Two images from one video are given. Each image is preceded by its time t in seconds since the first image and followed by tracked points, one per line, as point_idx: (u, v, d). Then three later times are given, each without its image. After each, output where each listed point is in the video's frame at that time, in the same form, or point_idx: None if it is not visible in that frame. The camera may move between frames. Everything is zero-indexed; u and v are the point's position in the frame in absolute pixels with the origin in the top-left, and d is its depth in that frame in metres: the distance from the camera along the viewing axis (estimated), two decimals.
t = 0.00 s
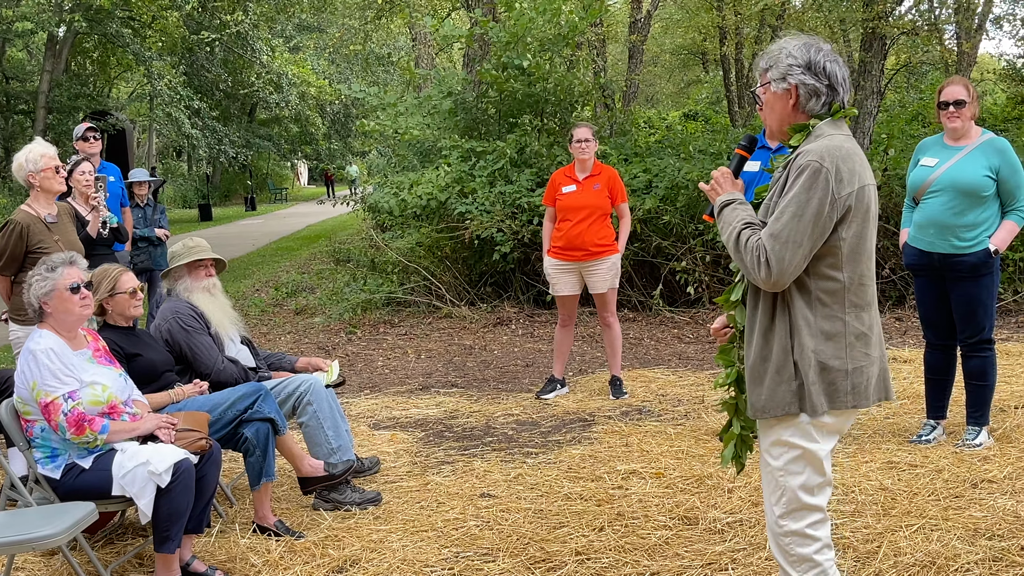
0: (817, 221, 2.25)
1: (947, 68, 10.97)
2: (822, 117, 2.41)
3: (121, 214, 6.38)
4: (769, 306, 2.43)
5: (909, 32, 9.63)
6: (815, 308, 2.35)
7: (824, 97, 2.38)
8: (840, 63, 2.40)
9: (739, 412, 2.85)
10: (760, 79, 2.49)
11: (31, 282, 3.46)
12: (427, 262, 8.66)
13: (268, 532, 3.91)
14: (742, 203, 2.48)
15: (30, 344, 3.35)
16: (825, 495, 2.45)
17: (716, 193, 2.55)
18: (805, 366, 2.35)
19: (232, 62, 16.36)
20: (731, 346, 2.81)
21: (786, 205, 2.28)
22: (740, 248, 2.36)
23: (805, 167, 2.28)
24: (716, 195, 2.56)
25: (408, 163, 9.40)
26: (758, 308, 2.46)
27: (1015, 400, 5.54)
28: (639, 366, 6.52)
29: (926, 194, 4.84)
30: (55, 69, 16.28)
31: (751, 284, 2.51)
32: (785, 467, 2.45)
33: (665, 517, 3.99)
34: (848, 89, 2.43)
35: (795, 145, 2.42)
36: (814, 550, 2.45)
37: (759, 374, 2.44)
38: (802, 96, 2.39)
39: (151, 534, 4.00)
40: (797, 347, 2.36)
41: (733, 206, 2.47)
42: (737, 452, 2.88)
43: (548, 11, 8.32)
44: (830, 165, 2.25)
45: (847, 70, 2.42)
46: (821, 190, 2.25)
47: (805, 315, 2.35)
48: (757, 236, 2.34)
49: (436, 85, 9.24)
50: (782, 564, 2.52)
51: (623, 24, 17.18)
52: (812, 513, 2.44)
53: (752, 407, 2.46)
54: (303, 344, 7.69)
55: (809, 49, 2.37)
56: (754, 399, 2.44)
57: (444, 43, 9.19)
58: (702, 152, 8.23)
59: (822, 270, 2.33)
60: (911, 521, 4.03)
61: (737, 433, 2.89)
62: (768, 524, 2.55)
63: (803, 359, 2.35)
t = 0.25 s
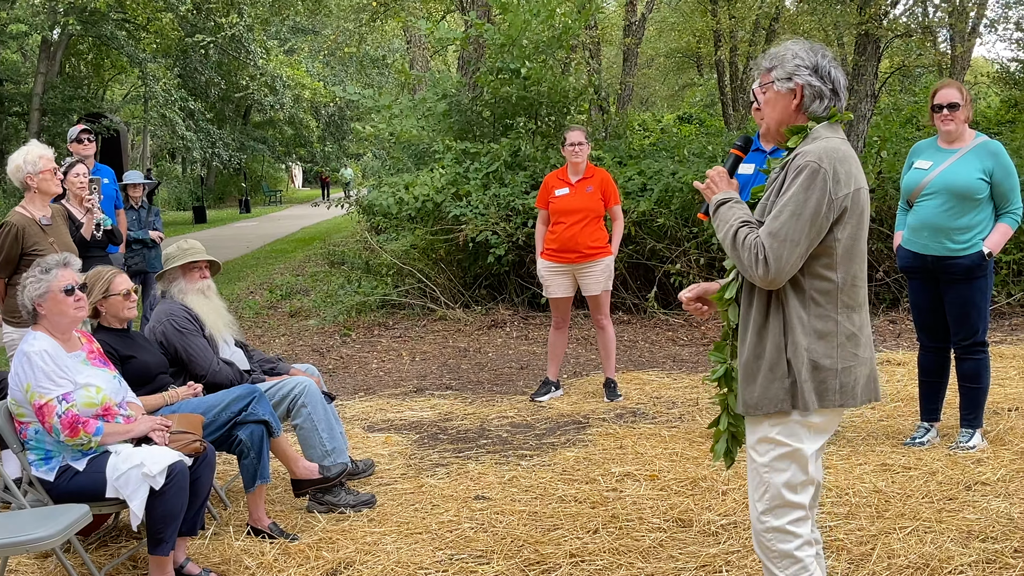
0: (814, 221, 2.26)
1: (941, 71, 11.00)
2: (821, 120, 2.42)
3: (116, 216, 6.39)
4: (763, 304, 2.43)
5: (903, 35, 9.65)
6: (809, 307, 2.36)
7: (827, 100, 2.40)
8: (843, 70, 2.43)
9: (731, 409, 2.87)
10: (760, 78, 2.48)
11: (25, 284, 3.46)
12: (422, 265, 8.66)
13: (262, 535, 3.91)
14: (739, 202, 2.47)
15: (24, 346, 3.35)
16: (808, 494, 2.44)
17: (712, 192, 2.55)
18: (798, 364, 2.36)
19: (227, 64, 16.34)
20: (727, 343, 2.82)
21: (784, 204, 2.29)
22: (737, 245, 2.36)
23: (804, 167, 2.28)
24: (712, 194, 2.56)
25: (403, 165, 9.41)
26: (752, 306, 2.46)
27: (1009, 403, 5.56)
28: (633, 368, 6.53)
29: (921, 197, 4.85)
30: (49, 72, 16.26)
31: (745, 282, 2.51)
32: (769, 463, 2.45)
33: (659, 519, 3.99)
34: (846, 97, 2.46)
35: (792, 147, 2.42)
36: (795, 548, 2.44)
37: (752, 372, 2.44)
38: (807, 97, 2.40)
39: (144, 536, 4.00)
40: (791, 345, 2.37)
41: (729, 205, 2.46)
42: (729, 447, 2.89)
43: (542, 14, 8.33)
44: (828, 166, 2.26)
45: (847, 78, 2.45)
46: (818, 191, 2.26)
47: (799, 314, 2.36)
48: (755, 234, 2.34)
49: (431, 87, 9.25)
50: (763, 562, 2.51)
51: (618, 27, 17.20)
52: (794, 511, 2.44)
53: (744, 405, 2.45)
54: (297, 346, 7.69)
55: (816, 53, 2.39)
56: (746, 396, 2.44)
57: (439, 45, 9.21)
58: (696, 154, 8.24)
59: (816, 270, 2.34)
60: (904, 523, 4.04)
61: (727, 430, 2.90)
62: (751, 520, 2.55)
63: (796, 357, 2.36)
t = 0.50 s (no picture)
0: (806, 222, 2.27)
1: (935, 74, 11.03)
2: (817, 122, 2.42)
3: (110, 219, 6.40)
4: (755, 304, 2.44)
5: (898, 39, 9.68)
6: (800, 308, 2.36)
7: (819, 102, 2.40)
8: (833, 71, 2.43)
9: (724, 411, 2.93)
10: (754, 87, 2.51)
11: (20, 286, 3.45)
12: (417, 268, 8.67)
13: (257, 537, 3.91)
14: (733, 203, 2.47)
15: (19, 349, 3.34)
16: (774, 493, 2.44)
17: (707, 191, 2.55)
18: (788, 365, 2.36)
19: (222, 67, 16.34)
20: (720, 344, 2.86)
21: (777, 205, 2.29)
22: (730, 245, 2.37)
23: (797, 168, 2.29)
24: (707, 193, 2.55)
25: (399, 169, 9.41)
26: (744, 306, 2.47)
27: (1003, 406, 5.57)
28: (629, 371, 6.54)
29: (915, 200, 4.86)
30: (45, 74, 16.27)
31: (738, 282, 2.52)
32: (740, 458, 2.46)
33: (655, 522, 3.99)
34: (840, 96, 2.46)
35: (787, 149, 2.43)
36: (753, 543, 2.43)
37: (742, 372, 2.44)
38: (799, 100, 2.40)
39: (139, 539, 4.00)
40: (781, 345, 2.37)
41: (724, 204, 2.46)
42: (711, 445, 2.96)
43: (538, 17, 8.35)
44: (821, 168, 2.27)
45: (839, 78, 2.46)
46: (811, 192, 2.26)
47: (790, 314, 2.37)
48: (748, 234, 2.34)
49: (426, 90, 9.26)
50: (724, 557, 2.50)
51: (613, 30, 17.23)
52: (756, 507, 2.43)
53: (734, 404, 2.46)
54: (292, 349, 7.69)
55: (805, 56, 2.40)
56: (736, 396, 2.45)
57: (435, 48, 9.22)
58: (692, 158, 8.26)
59: (809, 271, 2.35)
60: (900, 526, 4.05)
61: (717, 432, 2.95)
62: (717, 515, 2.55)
63: (786, 358, 2.36)
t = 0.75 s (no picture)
0: (783, 226, 2.28)
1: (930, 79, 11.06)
2: (804, 126, 2.42)
3: (105, 222, 6.42)
4: (739, 308, 2.46)
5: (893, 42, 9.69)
6: (780, 313, 2.37)
7: (803, 107, 2.40)
8: (819, 72, 2.41)
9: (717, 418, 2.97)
10: (745, 95, 2.54)
11: (14, 289, 3.45)
12: (412, 272, 8.68)
13: (252, 541, 3.90)
14: (722, 206, 2.50)
15: (13, 352, 3.34)
16: (755, 500, 2.44)
17: (699, 196, 2.59)
18: (766, 369, 2.37)
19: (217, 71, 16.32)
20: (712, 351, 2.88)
21: (755, 210, 2.32)
22: (711, 249, 2.41)
23: (776, 173, 2.31)
24: (699, 198, 2.59)
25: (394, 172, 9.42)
26: (729, 310, 2.49)
27: (998, 410, 5.58)
28: (624, 375, 6.54)
29: (912, 204, 4.87)
30: (40, 78, 16.28)
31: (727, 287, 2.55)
32: (723, 467, 2.49)
33: (651, 526, 3.99)
34: (830, 98, 2.43)
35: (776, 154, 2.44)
36: (733, 551, 2.45)
37: (725, 375, 2.47)
38: (781, 107, 2.41)
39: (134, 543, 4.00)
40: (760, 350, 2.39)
41: (711, 209, 2.50)
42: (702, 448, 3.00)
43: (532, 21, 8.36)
44: (799, 173, 2.28)
45: (828, 79, 2.43)
46: (788, 197, 2.28)
47: (769, 319, 2.38)
48: (727, 238, 2.38)
49: (422, 95, 9.27)
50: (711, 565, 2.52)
51: (609, 35, 17.25)
52: (737, 515, 2.45)
53: (715, 408, 2.49)
54: (287, 353, 7.70)
55: (786, 62, 2.40)
56: (717, 400, 2.47)
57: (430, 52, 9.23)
58: (688, 161, 8.27)
59: (790, 276, 2.35)
60: (895, 530, 4.05)
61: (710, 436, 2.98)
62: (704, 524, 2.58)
63: (765, 362, 2.37)
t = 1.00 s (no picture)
0: (750, 231, 2.29)
1: (926, 83, 11.08)
2: (784, 132, 2.42)
3: (101, 225, 6.44)
4: (719, 314, 2.50)
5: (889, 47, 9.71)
6: (755, 318, 2.39)
7: (782, 113, 2.40)
8: (804, 78, 2.37)
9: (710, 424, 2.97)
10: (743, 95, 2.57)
11: (9, 292, 3.44)
12: (409, 275, 8.68)
13: (247, 545, 3.89)
14: (705, 211, 2.54)
15: (8, 355, 3.34)
16: (747, 509, 2.44)
17: (691, 200, 2.63)
18: (741, 375, 2.40)
19: (213, 74, 16.31)
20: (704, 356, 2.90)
21: (723, 215, 2.35)
22: (688, 254, 2.47)
23: (745, 178, 2.33)
24: (690, 202, 2.63)
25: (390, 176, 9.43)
26: (711, 315, 2.54)
27: (995, 414, 5.58)
28: (620, 379, 6.55)
29: (908, 208, 4.87)
30: (37, 82, 16.31)
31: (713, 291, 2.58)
32: (713, 477, 2.49)
33: (647, 530, 3.99)
34: (817, 104, 2.39)
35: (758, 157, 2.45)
36: (728, 562, 2.45)
37: (706, 380, 2.52)
38: (762, 112, 2.44)
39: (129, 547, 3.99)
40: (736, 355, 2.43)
41: (695, 213, 2.54)
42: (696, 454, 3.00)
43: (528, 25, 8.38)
44: (767, 178, 2.29)
45: (815, 84, 2.38)
46: (755, 202, 2.29)
47: (744, 325, 2.41)
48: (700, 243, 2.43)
49: (418, 99, 9.29)
50: None
51: (606, 39, 17.28)
52: (730, 525, 2.45)
53: (699, 413, 2.54)
54: (283, 357, 7.70)
55: (770, 66, 2.39)
56: (699, 404, 2.53)
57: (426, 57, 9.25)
58: (684, 166, 8.28)
59: (765, 282, 2.36)
60: (891, 534, 4.05)
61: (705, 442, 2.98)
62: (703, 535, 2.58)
63: (740, 368, 2.40)
